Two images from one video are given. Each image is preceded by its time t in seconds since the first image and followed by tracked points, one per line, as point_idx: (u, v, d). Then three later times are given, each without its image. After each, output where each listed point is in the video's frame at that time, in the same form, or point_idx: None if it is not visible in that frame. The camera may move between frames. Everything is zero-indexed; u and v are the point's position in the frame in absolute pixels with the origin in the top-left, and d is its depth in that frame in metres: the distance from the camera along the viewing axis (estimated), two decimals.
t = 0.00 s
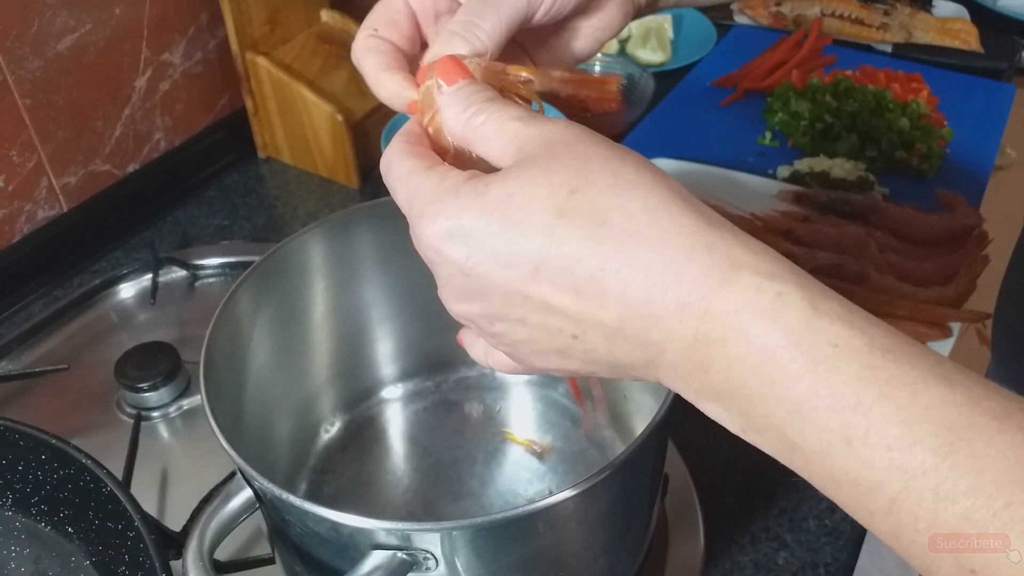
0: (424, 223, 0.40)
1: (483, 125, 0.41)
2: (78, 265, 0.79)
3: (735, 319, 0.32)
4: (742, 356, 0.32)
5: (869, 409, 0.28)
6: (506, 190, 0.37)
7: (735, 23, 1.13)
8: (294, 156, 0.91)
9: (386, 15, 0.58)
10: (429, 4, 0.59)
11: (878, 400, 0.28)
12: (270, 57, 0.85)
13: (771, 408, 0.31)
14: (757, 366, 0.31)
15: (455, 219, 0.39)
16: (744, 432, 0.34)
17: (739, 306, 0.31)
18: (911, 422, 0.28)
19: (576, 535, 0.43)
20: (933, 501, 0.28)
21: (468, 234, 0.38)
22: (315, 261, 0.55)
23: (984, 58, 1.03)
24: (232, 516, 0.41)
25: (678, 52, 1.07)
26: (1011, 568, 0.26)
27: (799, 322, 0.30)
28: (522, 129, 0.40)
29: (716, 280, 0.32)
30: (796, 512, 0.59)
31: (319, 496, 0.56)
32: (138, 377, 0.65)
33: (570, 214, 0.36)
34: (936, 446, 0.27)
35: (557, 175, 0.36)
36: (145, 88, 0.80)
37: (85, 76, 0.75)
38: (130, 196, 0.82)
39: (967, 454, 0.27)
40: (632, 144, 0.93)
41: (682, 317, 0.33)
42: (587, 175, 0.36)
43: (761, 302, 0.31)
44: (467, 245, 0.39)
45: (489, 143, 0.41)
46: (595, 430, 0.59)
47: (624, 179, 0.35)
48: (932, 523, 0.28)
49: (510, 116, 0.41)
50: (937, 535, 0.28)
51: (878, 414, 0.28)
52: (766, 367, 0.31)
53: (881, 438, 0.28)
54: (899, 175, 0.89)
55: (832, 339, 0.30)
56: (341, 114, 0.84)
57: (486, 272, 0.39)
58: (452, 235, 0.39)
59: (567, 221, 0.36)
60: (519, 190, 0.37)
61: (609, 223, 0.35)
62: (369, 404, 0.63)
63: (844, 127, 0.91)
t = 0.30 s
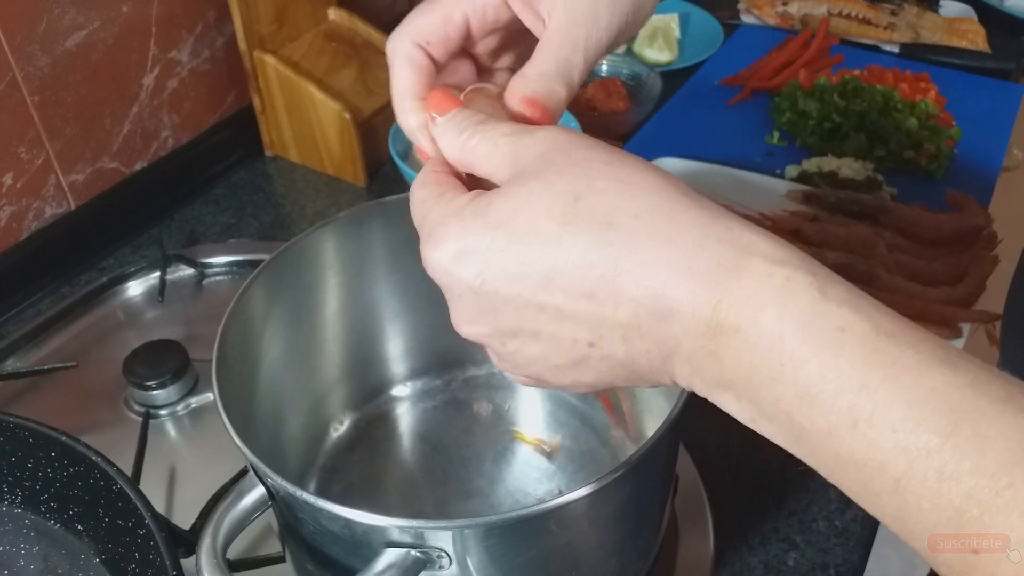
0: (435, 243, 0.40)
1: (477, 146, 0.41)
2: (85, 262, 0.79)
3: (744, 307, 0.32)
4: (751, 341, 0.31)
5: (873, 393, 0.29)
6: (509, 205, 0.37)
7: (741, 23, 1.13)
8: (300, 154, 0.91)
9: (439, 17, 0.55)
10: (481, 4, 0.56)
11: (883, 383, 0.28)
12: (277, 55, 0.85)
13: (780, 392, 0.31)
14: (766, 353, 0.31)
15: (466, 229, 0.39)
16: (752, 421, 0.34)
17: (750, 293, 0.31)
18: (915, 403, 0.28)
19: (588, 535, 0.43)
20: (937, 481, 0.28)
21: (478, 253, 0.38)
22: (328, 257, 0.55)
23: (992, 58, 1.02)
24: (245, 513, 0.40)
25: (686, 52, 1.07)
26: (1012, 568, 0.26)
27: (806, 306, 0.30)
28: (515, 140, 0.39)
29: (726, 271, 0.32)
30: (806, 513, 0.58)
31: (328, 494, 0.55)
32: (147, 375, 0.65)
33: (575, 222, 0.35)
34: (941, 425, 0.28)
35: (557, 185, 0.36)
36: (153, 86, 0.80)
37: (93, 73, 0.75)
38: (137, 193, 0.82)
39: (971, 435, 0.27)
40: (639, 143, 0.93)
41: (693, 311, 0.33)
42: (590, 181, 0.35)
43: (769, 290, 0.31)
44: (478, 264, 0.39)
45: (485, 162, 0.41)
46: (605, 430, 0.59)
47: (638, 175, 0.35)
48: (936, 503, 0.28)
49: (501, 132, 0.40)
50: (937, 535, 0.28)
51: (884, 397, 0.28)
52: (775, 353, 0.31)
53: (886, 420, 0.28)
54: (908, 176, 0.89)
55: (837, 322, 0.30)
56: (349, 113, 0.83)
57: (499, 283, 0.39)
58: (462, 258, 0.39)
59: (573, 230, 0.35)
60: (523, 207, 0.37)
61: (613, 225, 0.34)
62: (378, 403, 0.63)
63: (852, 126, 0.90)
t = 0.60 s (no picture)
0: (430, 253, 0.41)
1: (480, 167, 0.42)
2: (95, 263, 0.80)
3: (734, 319, 0.32)
4: (746, 352, 0.32)
5: (868, 401, 0.29)
6: (500, 221, 0.38)
7: (749, 27, 1.13)
8: (309, 157, 0.92)
9: (444, 31, 0.57)
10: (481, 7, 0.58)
11: (877, 394, 0.29)
12: (288, 59, 0.85)
13: (774, 403, 0.32)
14: (757, 366, 0.32)
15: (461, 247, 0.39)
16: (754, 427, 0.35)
17: (738, 305, 0.32)
18: (909, 413, 0.29)
19: (599, 536, 0.43)
20: (934, 491, 0.28)
21: (473, 271, 0.38)
22: (342, 258, 0.55)
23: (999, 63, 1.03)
24: (258, 513, 0.41)
25: (695, 56, 1.07)
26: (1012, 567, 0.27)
27: (797, 318, 0.31)
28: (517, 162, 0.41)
29: (714, 283, 0.33)
30: (815, 516, 0.58)
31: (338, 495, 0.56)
32: (157, 375, 0.65)
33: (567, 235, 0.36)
34: (935, 436, 0.28)
35: (546, 203, 0.37)
36: (164, 88, 0.81)
37: (105, 75, 0.75)
38: (148, 193, 0.83)
39: (966, 444, 0.28)
40: (648, 147, 0.94)
41: (686, 321, 0.34)
42: (575, 197, 0.36)
43: (760, 299, 0.32)
44: (473, 282, 0.39)
45: (484, 184, 0.42)
46: (615, 431, 0.59)
47: (636, 191, 0.36)
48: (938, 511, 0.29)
49: (504, 155, 0.42)
50: (938, 536, 0.29)
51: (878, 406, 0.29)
52: (769, 366, 0.32)
53: (881, 431, 0.29)
54: (916, 180, 0.89)
55: (826, 334, 0.31)
56: (358, 115, 0.84)
57: (501, 299, 0.39)
58: (460, 275, 0.39)
59: (563, 244, 0.36)
60: (512, 223, 0.37)
61: (602, 241, 0.35)
62: (389, 404, 0.63)
63: (860, 131, 0.91)
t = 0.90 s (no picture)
0: (444, 226, 0.40)
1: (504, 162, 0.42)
2: (101, 262, 0.80)
3: (763, 302, 0.32)
4: (772, 336, 0.32)
5: (896, 382, 0.30)
6: (534, 196, 0.37)
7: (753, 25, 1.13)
8: (314, 155, 0.92)
9: (457, 48, 0.58)
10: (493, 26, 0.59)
11: (905, 373, 0.30)
12: (292, 57, 0.85)
13: (801, 385, 0.32)
14: (784, 347, 0.32)
15: (478, 234, 0.39)
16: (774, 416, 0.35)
17: (768, 288, 0.32)
18: (937, 395, 0.29)
19: (606, 532, 0.43)
20: (959, 472, 0.29)
21: (504, 240, 0.38)
22: (350, 254, 0.55)
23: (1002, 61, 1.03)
24: (268, 509, 0.41)
25: (698, 55, 1.07)
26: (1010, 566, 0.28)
27: (825, 303, 0.31)
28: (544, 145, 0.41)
29: (744, 265, 0.33)
30: (822, 512, 0.59)
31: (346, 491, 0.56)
32: (164, 373, 0.65)
33: (601, 214, 0.36)
34: (962, 417, 0.28)
35: (582, 179, 0.37)
36: (169, 87, 0.81)
37: (111, 75, 0.75)
38: (153, 192, 0.83)
39: (992, 425, 0.28)
40: (651, 145, 0.94)
41: (713, 303, 0.34)
42: (611, 175, 0.37)
43: (789, 282, 0.32)
44: (501, 256, 0.39)
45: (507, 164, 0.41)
46: (621, 428, 0.59)
47: (660, 177, 0.36)
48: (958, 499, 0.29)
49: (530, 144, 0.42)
50: (940, 535, 0.31)
51: (905, 388, 0.29)
52: (795, 348, 0.32)
53: (909, 410, 0.29)
54: (920, 178, 0.89)
55: (856, 317, 0.31)
56: (363, 114, 0.84)
57: (523, 278, 0.39)
58: (488, 243, 0.38)
59: (597, 220, 0.36)
60: (547, 199, 0.37)
61: (638, 217, 0.35)
62: (396, 401, 0.64)
63: (865, 129, 0.90)
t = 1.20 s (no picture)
0: (480, 194, 0.38)
1: (541, 101, 0.39)
2: (108, 259, 0.80)
3: (801, 293, 0.30)
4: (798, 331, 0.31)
5: (937, 373, 0.28)
6: (571, 173, 0.35)
7: (757, 20, 1.13)
8: (319, 152, 0.92)
9: None
10: None
11: (946, 363, 0.28)
12: (297, 54, 0.85)
13: (835, 378, 0.30)
14: (820, 337, 0.30)
15: (505, 208, 0.37)
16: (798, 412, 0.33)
17: (811, 279, 0.30)
18: (977, 387, 0.28)
19: (613, 524, 0.43)
20: (1000, 463, 0.27)
21: (532, 221, 0.36)
22: (357, 249, 0.55)
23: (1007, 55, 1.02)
24: (276, 502, 0.41)
25: (702, 50, 1.07)
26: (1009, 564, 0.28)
27: (869, 294, 0.29)
28: (583, 103, 0.38)
29: (785, 255, 0.31)
30: (828, 505, 0.59)
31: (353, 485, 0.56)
32: (172, 368, 0.65)
33: (641, 197, 0.34)
34: (1005, 408, 0.27)
35: (619, 155, 0.35)
36: (174, 84, 0.81)
37: (116, 72, 0.76)
38: (159, 188, 0.83)
39: None
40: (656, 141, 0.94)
41: (749, 295, 0.32)
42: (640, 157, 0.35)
43: (830, 275, 0.30)
44: (526, 235, 0.37)
45: (547, 118, 0.39)
46: (626, 422, 0.59)
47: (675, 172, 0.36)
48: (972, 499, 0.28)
49: (569, 89, 0.39)
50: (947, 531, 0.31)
51: (948, 377, 0.28)
52: (829, 339, 0.30)
53: (946, 401, 0.28)
54: (924, 172, 0.89)
55: (898, 308, 0.29)
56: (368, 110, 0.84)
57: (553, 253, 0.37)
58: (517, 217, 0.37)
59: (636, 206, 0.34)
60: (584, 176, 0.35)
61: (676, 204, 0.33)
62: (402, 396, 0.64)
63: (869, 123, 0.90)
